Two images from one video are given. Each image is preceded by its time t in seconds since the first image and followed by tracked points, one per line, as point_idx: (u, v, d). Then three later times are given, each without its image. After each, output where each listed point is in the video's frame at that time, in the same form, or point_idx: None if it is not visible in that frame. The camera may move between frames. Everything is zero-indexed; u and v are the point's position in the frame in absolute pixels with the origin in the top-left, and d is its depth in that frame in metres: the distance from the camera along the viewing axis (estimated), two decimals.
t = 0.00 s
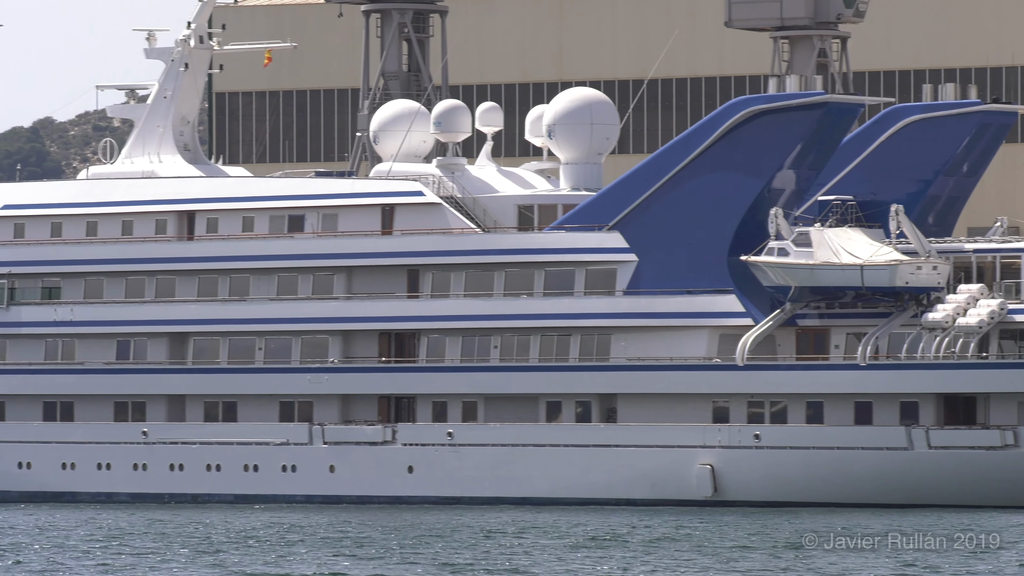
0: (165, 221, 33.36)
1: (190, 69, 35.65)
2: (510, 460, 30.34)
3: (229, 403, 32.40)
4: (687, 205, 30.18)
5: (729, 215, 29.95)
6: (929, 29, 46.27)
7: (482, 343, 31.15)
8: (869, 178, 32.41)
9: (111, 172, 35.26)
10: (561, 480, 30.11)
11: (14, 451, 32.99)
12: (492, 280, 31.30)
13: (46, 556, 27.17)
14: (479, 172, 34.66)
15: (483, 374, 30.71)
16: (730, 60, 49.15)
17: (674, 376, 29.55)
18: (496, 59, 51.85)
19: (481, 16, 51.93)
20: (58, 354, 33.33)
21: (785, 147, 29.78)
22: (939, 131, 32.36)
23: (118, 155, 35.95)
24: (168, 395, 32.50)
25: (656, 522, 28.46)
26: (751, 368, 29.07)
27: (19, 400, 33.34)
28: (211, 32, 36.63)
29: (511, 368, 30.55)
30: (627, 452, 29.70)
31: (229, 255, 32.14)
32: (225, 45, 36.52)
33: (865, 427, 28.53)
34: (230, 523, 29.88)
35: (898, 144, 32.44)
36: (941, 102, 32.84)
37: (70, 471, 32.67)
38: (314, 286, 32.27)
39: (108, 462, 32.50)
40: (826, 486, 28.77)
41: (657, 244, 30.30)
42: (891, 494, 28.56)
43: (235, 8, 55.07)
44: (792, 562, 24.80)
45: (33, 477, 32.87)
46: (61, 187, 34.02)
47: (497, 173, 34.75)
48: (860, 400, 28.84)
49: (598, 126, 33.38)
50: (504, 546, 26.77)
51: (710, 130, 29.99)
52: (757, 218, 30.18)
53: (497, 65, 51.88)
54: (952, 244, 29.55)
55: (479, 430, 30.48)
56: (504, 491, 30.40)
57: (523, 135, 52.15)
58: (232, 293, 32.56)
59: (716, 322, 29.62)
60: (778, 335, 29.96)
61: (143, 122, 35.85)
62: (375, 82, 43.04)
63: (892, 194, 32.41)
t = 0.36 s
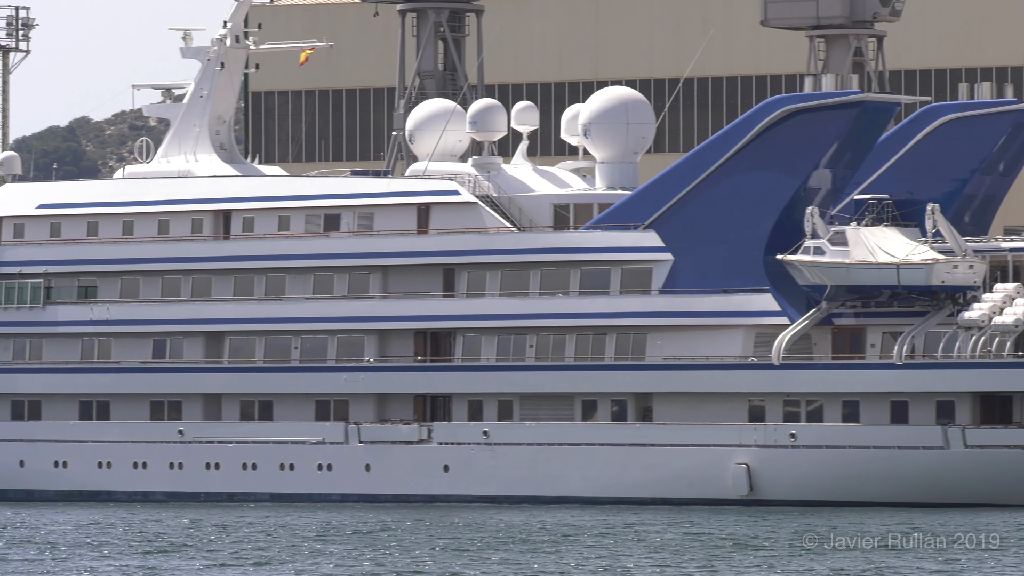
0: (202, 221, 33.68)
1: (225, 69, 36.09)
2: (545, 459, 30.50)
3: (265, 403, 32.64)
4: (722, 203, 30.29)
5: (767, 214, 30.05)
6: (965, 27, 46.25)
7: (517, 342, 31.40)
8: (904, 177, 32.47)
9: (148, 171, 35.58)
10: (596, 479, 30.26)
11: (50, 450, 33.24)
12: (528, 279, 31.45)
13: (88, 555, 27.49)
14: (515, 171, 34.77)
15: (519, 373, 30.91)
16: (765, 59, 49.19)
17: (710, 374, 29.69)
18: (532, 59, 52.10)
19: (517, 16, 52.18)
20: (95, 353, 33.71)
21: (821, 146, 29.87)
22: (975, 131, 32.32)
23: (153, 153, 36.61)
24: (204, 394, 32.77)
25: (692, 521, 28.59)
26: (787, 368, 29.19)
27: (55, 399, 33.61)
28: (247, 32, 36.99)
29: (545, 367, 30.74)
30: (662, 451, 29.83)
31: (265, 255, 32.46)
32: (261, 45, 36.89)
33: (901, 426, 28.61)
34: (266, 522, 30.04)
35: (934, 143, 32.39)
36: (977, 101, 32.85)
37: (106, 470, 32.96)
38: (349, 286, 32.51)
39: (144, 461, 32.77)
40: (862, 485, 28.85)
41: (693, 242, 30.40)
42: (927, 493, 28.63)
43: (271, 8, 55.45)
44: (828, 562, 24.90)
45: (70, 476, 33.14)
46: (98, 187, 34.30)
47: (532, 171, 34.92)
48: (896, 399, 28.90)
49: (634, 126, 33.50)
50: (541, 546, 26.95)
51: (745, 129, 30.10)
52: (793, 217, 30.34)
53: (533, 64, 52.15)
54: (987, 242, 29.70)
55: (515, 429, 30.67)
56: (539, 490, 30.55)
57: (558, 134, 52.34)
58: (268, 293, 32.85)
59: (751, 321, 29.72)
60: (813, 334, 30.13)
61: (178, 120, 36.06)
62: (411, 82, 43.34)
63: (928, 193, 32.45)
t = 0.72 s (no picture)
0: (236, 219, 33.97)
1: (259, 67, 36.35)
2: (578, 457, 30.66)
3: (299, 401, 32.91)
4: (756, 202, 30.41)
5: (800, 213, 30.18)
6: (1000, 26, 46.71)
7: (551, 341, 31.45)
8: (938, 175, 32.51)
9: (182, 170, 35.86)
10: (630, 477, 30.40)
11: (85, 449, 33.47)
12: (561, 277, 31.59)
13: (128, 553, 27.79)
14: (549, 170, 34.88)
15: (552, 371, 31.01)
16: (799, 57, 49.22)
17: (744, 373, 29.79)
18: (566, 58, 52.37)
19: (551, 16, 52.41)
20: (129, 352, 33.98)
21: (855, 145, 29.97)
22: (1009, 129, 32.38)
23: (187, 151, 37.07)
24: (238, 392, 33.03)
25: (727, 519, 28.71)
26: (821, 366, 29.30)
27: (90, 397, 33.91)
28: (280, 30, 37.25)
29: (578, 365, 30.85)
30: (696, 449, 29.95)
31: (299, 254, 32.72)
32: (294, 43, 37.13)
33: (935, 424, 28.70)
34: (302, 520, 30.28)
35: (968, 141, 32.44)
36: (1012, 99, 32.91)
37: (140, 468, 33.16)
38: (383, 284, 32.72)
39: (178, 459, 32.95)
40: (896, 484, 28.95)
41: (726, 241, 30.51)
42: (961, 492, 28.77)
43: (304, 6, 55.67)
44: (864, 561, 24.99)
45: (104, 474, 33.37)
46: (131, 185, 34.57)
47: (566, 169, 35.20)
48: (930, 397, 29.02)
49: (668, 124, 33.58)
50: (577, 544, 27.11)
51: (779, 128, 30.22)
52: (827, 216, 30.45)
53: (567, 63, 52.37)
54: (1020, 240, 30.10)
55: (549, 427, 30.85)
56: (573, 488, 30.72)
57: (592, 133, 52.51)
58: (302, 291, 33.15)
59: (786, 319, 29.78)
60: (847, 332, 30.32)
61: (212, 121, 36.43)
62: (445, 80, 43.56)
63: (962, 190, 32.53)
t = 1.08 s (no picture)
0: (261, 219, 34.20)
1: (285, 66, 36.58)
2: (603, 456, 30.82)
3: (324, 400, 33.15)
4: (781, 201, 30.55)
5: (825, 212, 30.31)
6: None
7: (576, 340, 31.61)
8: (964, 173, 32.55)
9: (208, 169, 36.12)
10: (655, 476, 30.54)
11: (111, 448, 33.72)
12: (586, 276, 31.73)
13: (157, 552, 28.03)
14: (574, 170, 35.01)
15: (577, 370, 31.16)
16: (824, 56, 49.25)
17: (769, 372, 29.89)
18: (591, 57, 52.46)
19: (576, 16, 52.51)
20: (154, 351, 34.22)
21: (880, 144, 30.05)
22: None
23: (213, 150, 37.39)
24: (264, 391, 33.28)
25: (752, 518, 28.83)
26: (847, 365, 29.38)
27: (116, 397, 34.24)
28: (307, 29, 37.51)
29: (603, 364, 30.98)
30: (722, 449, 30.08)
31: (325, 253, 32.95)
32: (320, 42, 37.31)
33: (960, 423, 28.81)
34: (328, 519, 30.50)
35: (994, 141, 32.40)
36: None
37: (166, 468, 33.40)
38: (408, 283, 32.93)
39: (204, 458, 33.21)
40: (921, 483, 29.09)
41: (751, 240, 30.63)
42: (986, 491, 28.92)
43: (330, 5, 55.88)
44: (891, 560, 25.11)
45: (130, 473, 33.62)
46: (158, 185, 34.92)
47: (591, 169, 35.33)
48: (956, 397, 29.07)
49: (694, 123, 33.68)
50: (603, 543, 27.26)
51: (804, 127, 30.35)
52: (852, 215, 30.58)
53: (592, 62, 52.46)
54: None
55: (574, 426, 31.01)
56: (598, 488, 30.87)
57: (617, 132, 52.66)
58: (327, 290, 33.40)
59: (811, 318, 29.87)
60: (873, 331, 30.31)
61: (238, 120, 36.70)
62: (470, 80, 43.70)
63: (988, 190, 32.51)
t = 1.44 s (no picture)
0: (287, 220, 34.44)
1: (311, 67, 36.86)
2: (629, 457, 30.95)
3: (350, 401, 33.35)
4: (806, 202, 30.65)
5: (852, 213, 30.39)
6: None
7: (602, 341, 31.70)
8: (990, 175, 32.60)
9: (234, 171, 36.38)
10: (681, 477, 30.67)
11: (138, 449, 33.99)
12: (612, 277, 31.86)
13: (187, 553, 28.28)
14: (601, 170, 35.15)
15: (603, 372, 31.32)
16: (851, 57, 49.28)
17: (795, 373, 29.96)
18: (616, 58, 52.57)
19: (601, 17, 52.60)
20: (181, 353, 34.49)
21: (906, 145, 30.11)
22: None
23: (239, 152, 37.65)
24: (290, 392, 33.52)
25: (779, 519, 28.92)
26: (873, 365, 29.52)
27: (142, 398, 34.52)
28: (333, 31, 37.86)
29: (629, 365, 31.10)
30: (748, 449, 30.19)
31: (351, 254, 33.16)
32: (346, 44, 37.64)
33: (987, 424, 28.85)
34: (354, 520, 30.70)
35: (1020, 142, 32.44)
36: None
37: (193, 469, 33.66)
38: (434, 284, 33.13)
39: (230, 460, 33.48)
40: (948, 484, 29.15)
41: (777, 241, 30.72)
42: (1013, 491, 28.95)
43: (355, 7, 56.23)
44: (919, 560, 25.18)
45: (157, 475, 33.88)
46: (183, 186, 35.17)
47: (618, 169, 35.45)
48: (982, 398, 29.11)
49: (720, 124, 33.78)
50: (630, 544, 27.39)
51: (829, 129, 30.46)
52: (878, 216, 30.63)
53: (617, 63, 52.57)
54: None
55: (600, 427, 31.16)
56: (624, 489, 31.00)
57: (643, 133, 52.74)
58: (353, 291, 33.63)
59: (837, 319, 29.97)
60: (899, 332, 30.38)
61: (265, 121, 36.98)
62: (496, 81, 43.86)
63: (1014, 191, 32.47)
